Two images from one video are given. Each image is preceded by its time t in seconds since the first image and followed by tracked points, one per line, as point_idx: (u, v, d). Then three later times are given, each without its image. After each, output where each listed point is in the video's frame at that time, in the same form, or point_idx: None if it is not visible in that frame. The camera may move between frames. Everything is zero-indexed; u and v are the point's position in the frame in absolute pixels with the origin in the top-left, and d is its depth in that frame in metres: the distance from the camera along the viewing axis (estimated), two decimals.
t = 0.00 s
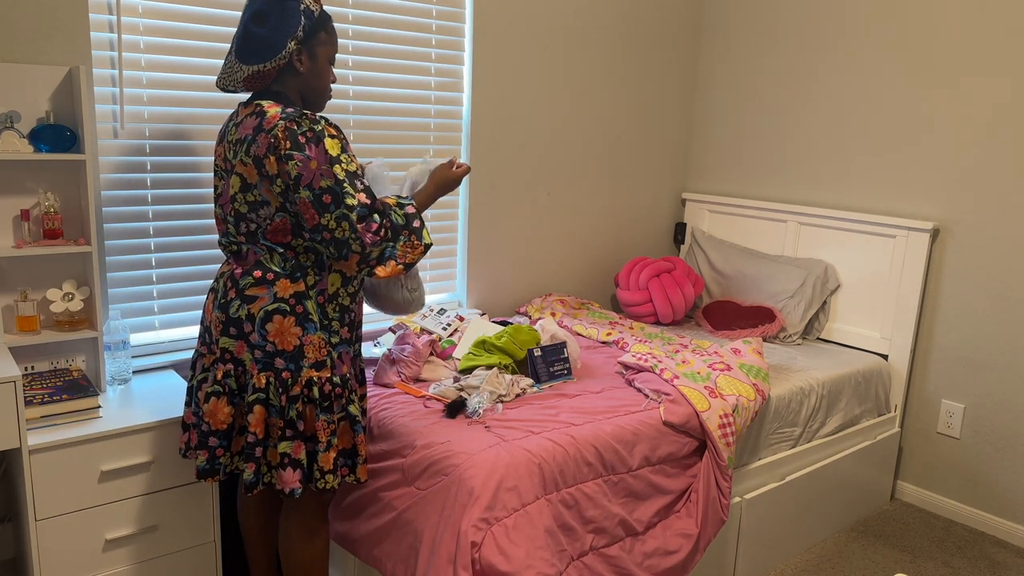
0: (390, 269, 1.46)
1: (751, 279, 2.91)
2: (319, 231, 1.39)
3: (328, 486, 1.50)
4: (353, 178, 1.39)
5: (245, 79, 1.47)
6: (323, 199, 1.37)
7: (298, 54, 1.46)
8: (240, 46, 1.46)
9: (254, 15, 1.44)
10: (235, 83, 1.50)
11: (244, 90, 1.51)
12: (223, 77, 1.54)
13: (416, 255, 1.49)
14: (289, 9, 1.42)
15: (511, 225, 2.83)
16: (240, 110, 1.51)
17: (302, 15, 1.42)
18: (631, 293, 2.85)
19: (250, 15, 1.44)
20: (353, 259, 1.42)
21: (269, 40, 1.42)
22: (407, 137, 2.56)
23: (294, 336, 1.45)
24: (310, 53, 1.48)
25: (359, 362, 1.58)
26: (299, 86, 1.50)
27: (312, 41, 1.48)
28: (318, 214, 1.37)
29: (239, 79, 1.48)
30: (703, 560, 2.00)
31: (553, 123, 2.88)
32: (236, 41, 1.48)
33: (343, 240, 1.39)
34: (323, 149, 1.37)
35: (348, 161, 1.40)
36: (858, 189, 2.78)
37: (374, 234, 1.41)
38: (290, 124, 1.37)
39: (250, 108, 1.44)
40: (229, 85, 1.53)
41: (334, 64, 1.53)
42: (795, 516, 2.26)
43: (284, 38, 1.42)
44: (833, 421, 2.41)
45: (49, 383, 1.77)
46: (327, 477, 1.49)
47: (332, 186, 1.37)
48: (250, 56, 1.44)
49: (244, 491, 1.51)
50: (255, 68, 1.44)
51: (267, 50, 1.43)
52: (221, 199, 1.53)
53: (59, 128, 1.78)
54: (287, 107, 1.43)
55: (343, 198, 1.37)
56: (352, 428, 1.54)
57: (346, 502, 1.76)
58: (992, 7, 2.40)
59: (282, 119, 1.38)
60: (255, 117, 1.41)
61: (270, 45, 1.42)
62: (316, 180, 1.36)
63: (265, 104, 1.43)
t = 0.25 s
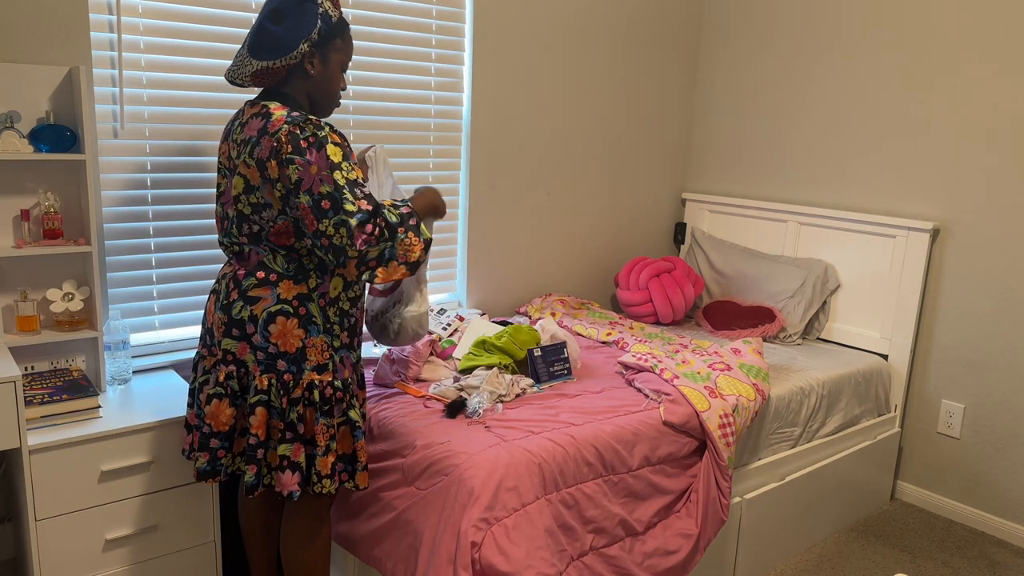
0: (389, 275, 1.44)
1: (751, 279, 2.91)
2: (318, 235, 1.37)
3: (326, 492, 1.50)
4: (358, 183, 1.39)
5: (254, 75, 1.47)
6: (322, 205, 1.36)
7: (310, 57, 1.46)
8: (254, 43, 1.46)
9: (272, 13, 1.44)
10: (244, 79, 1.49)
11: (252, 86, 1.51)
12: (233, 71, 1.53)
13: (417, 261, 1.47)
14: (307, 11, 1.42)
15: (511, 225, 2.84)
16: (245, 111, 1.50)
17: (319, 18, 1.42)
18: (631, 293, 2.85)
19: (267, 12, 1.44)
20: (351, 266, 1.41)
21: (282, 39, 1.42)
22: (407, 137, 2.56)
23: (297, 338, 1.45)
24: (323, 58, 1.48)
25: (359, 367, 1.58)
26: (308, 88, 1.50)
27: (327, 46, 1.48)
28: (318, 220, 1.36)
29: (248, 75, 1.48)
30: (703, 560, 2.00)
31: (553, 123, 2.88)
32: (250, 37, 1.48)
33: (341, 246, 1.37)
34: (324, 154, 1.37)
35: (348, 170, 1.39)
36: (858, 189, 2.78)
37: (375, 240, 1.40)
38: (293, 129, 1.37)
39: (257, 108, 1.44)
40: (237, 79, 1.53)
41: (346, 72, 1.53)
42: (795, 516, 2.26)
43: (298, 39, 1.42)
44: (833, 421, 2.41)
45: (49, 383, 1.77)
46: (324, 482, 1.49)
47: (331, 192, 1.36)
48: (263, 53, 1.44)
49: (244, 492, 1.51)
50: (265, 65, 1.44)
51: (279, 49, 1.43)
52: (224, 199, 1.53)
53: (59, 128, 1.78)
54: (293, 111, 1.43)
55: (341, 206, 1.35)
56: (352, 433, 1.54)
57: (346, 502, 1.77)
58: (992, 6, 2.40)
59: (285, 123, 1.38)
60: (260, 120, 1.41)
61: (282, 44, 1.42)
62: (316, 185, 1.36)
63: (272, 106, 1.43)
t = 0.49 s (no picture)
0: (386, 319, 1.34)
1: (751, 278, 2.91)
2: (330, 253, 1.29)
3: (327, 503, 1.50)
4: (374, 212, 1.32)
5: (288, 73, 1.40)
6: (346, 223, 1.29)
7: (351, 66, 1.40)
8: (298, 43, 1.41)
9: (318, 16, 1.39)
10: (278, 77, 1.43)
11: (284, 86, 1.44)
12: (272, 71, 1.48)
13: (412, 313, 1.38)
14: (352, 18, 1.36)
15: (511, 225, 2.84)
16: (272, 104, 1.42)
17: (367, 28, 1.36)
18: (631, 293, 2.85)
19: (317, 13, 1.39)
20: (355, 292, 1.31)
21: (323, 42, 1.37)
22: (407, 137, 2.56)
23: (311, 346, 1.45)
24: (364, 71, 1.42)
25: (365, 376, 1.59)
26: (343, 98, 1.43)
27: (370, 59, 1.41)
28: (334, 236, 1.29)
29: (282, 74, 1.41)
30: (703, 560, 2.00)
31: (553, 123, 2.88)
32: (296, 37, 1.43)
33: (354, 269, 1.30)
34: (358, 176, 1.32)
35: (376, 196, 1.36)
36: (858, 189, 2.78)
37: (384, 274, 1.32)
38: (333, 143, 1.32)
39: (293, 113, 1.37)
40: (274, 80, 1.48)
41: (387, 88, 1.46)
42: (795, 516, 2.26)
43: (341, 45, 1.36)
44: (833, 421, 2.41)
45: (49, 383, 1.77)
46: (323, 494, 1.49)
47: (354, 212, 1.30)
48: (302, 53, 1.39)
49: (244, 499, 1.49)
50: (302, 64, 1.38)
51: (320, 51, 1.37)
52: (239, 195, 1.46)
53: (59, 128, 1.78)
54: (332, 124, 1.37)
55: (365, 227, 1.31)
56: (356, 446, 1.54)
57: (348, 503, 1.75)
58: (992, 6, 2.40)
59: (325, 136, 1.32)
60: (298, 126, 1.34)
61: (324, 46, 1.37)
62: (344, 203, 1.30)
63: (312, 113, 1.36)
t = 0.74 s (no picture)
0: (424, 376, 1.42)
1: (751, 278, 2.91)
2: (393, 303, 1.39)
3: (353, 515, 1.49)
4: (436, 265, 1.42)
5: (354, 102, 1.38)
6: (411, 276, 1.38)
7: (416, 107, 1.40)
8: (369, 73, 1.39)
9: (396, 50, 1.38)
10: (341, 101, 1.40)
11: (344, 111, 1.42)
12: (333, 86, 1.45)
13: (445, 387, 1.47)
14: (431, 63, 1.36)
15: (511, 225, 2.84)
16: (324, 115, 1.40)
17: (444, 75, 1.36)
18: (631, 293, 2.85)
19: (394, 48, 1.38)
20: (412, 338, 1.41)
21: (397, 79, 1.36)
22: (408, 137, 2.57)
23: (340, 357, 1.41)
24: (428, 114, 1.42)
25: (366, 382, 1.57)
26: (400, 133, 1.43)
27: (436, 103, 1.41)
28: (403, 288, 1.39)
29: (347, 101, 1.39)
30: (703, 560, 2.00)
31: (552, 122, 2.88)
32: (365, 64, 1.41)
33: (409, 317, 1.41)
34: (427, 230, 1.38)
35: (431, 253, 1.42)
36: (857, 189, 2.78)
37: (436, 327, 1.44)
38: (409, 195, 1.35)
39: (360, 143, 1.38)
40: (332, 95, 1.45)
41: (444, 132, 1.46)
42: (795, 516, 2.26)
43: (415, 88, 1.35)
44: (833, 421, 2.41)
45: (49, 383, 1.77)
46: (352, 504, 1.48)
47: (421, 267, 1.38)
48: (373, 86, 1.37)
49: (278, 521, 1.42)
50: (372, 98, 1.36)
51: (394, 89, 1.36)
52: (269, 197, 1.40)
53: (59, 128, 1.78)
54: (397, 166, 1.40)
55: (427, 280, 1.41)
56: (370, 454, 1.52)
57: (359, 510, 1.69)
58: (992, 6, 2.40)
59: (399, 183, 1.36)
60: (368, 162, 1.36)
61: (398, 85, 1.36)
62: (414, 257, 1.37)
63: (379, 151, 1.38)
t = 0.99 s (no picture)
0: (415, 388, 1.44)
1: (750, 278, 2.91)
2: (399, 310, 1.42)
3: (371, 518, 1.51)
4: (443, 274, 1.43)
5: (373, 108, 1.39)
6: (418, 284, 1.41)
7: (434, 116, 1.42)
8: (390, 79, 1.40)
9: (418, 58, 1.39)
10: (360, 105, 1.41)
11: (361, 114, 1.43)
12: (349, 87, 1.46)
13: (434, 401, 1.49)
14: (453, 75, 1.38)
15: (511, 225, 2.84)
16: (342, 119, 1.42)
17: (465, 87, 1.38)
18: (631, 293, 2.85)
19: (416, 57, 1.39)
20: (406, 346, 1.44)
21: (419, 88, 1.37)
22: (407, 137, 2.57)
23: (353, 362, 1.43)
24: (445, 123, 1.44)
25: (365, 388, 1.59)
26: (416, 139, 1.45)
27: (453, 113, 1.43)
28: (408, 297, 1.41)
29: (367, 106, 1.40)
30: (703, 560, 2.00)
31: (553, 122, 2.88)
32: (385, 69, 1.42)
33: (414, 324, 1.44)
34: (440, 240, 1.41)
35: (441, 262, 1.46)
36: (857, 189, 2.78)
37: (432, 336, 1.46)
38: (427, 207, 1.38)
39: (379, 150, 1.40)
40: (349, 97, 1.45)
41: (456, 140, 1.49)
42: (795, 516, 2.26)
43: (436, 98, 1.37)
44: (833, 421, 2.41)
45: (49, 383, 1.77)
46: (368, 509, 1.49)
47: (427, 277, 1.41)
48: (394, 93, 1.38)
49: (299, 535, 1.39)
50: (393, 105, 1.38)
51: (416, 97, 1.37)
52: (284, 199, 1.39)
53: (59, 128, 1.78)
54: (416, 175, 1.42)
55: (432, 289, 1.43)
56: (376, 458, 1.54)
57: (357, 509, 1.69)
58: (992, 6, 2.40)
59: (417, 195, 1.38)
60: (388, 172, 1.38)
61: (418, 94, 1.38)
62: (424, 266, 1.40)
63: (399, 159, 1.41)
